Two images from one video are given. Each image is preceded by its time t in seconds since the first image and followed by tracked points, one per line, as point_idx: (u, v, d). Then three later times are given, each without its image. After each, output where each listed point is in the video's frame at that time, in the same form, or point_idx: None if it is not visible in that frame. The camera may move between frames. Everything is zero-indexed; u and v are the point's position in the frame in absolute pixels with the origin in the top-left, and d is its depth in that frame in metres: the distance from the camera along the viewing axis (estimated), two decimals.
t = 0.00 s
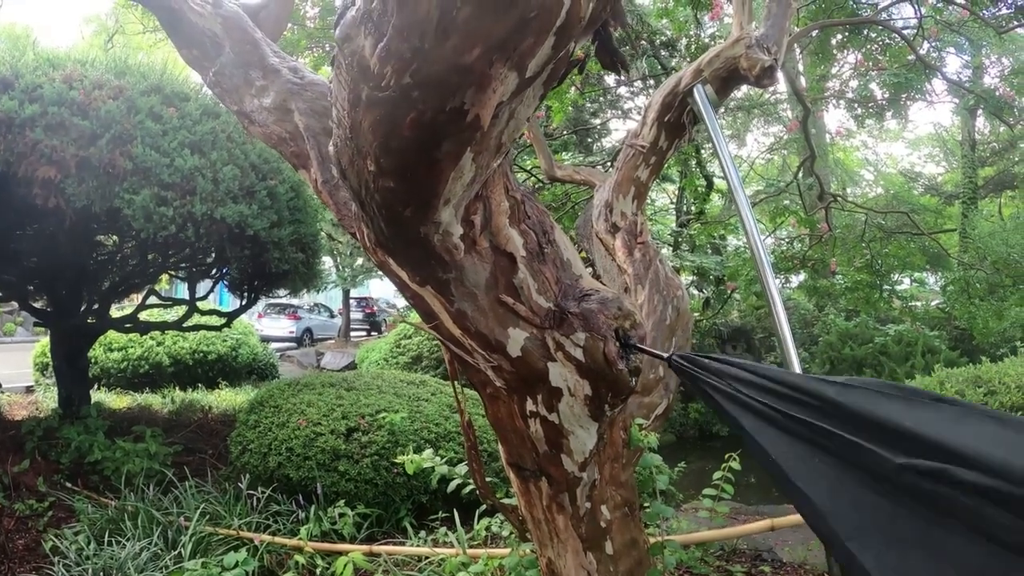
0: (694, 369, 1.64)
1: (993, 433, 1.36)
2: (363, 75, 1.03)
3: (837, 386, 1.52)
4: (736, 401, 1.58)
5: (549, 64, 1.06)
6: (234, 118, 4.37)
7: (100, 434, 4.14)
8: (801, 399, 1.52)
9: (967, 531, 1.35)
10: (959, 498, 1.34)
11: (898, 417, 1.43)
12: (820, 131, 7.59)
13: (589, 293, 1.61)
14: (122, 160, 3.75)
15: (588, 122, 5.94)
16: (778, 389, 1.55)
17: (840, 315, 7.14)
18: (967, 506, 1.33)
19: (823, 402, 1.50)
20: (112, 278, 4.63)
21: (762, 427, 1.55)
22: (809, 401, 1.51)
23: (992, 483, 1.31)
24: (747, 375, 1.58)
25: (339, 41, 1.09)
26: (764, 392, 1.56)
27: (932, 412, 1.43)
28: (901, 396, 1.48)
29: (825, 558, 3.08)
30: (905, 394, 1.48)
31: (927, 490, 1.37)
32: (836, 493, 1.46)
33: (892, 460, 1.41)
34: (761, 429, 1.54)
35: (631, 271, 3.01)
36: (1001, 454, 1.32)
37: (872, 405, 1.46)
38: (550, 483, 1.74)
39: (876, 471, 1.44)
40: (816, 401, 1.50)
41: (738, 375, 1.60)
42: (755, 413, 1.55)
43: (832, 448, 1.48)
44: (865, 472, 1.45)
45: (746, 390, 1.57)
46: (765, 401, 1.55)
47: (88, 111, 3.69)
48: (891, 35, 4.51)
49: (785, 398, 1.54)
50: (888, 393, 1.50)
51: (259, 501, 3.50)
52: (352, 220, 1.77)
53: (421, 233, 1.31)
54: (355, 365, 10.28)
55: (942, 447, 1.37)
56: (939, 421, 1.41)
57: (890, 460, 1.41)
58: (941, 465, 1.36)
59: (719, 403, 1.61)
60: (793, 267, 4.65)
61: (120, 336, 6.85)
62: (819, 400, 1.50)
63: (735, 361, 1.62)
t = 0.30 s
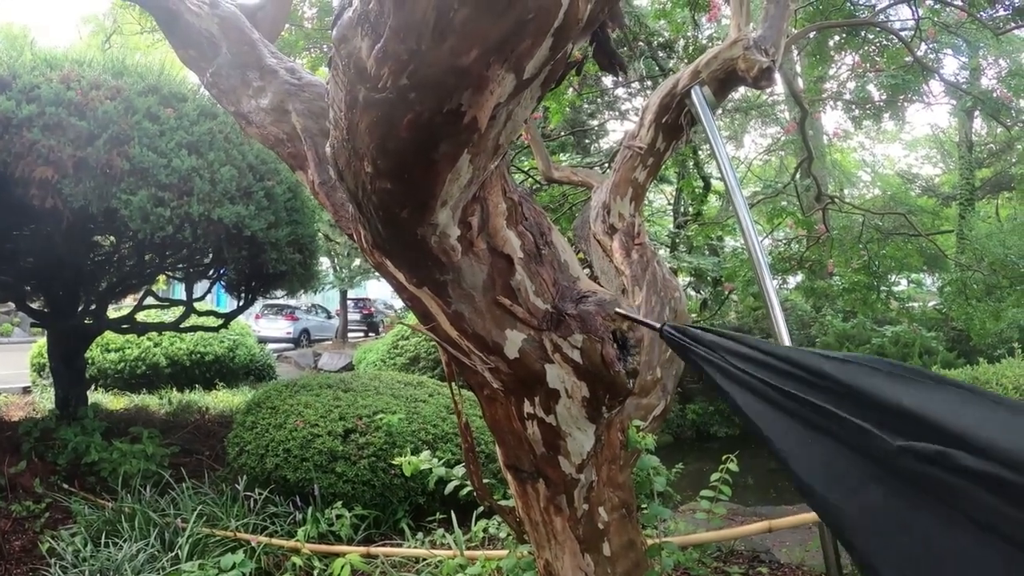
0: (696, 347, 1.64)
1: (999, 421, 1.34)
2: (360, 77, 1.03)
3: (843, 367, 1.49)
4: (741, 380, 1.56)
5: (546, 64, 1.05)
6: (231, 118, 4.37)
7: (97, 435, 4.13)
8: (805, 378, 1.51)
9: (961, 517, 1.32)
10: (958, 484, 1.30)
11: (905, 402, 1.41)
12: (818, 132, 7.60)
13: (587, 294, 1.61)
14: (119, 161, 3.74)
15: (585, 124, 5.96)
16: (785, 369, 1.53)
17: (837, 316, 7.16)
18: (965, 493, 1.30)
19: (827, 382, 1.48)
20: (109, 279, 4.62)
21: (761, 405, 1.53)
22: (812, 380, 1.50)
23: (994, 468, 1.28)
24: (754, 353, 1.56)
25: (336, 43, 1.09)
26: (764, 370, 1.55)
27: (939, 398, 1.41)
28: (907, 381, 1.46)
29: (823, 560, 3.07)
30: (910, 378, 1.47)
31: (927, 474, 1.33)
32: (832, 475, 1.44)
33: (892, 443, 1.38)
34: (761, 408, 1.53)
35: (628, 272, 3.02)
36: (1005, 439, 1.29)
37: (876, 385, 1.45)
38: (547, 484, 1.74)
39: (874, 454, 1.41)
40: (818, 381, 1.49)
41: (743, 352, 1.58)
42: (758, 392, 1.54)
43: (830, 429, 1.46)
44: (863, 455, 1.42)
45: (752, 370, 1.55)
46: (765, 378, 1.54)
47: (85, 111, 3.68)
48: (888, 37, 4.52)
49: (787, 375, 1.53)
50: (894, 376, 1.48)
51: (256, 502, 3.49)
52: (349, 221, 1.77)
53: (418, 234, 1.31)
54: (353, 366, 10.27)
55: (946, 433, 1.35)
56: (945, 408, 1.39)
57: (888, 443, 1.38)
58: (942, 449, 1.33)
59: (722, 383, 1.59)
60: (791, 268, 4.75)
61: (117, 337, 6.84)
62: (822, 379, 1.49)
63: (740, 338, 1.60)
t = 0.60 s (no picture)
0: (688, 368, 1.65)
1: (988, 451, 1.30)
2: (360, 76, 1.03)
3: (832, 392, 1.47)
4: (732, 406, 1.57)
5: (545, 65, 1.05)
6: (229, 118, 4.37)
7: (95, 436, 4.12)
8: (794, 401, 1.50)
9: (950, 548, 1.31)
10: (946, 514, 1.31)
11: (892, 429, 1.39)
12: (815, 133, 7.61)
13: (586, 295, 1.61)
14: (117, 161, 3.73)
15: (584, 124, 5.99)
16: (775, 393, 1.53)
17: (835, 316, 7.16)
18: (952, 523, 1.30)
19: (817, 407, 1.47)
20: (107, 279, 4.60)
21: (752, 428, 1.54)
22: (801, 403, 1.50)
23: (980, 501, 1.27)
24: (744, 378, 1.57)
25: (335, 44, 1.09)
26: (754, 392, 1.55)
27: (930, 423, 1.38)
28: (898, 405, 1.43)
29: (821, 561, 3.08)
30: (900, 401, 1.44)
31: (914, 504, 1.35)
32: (821, 496, 1.47)
33: (879, 471, 1.39)
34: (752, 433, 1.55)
35: (626, 272, 3.03)
36: (993, 471, 1.27)
37: (862, 411, 1.43)
38: (546, 484, 1.74)
39: (862, 481, 1.41)
40: (807, 404, 1.49)
41: (736, 377, 1.58)
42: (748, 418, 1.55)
43: (818, 455, 1.47)
44: (850, 480, 1.43)
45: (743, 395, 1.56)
46: (755, 402, 1.54)
47: (83, 111, 3.67)
48: (886, 38, 4.53)
49: (776, 398, 1.52)
50: (884, 398, 1.45)
51: (255, 502, 3.49)
52: (348, 220, 1.76)
53: (417, 235, 1.31)
54: (350, 367, 10.26)
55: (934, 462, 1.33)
56: (935, 433, 1.36)
57: (875, 471, 1.40)
58: (928, 479, 1.33)
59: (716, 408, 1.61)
60: (789, 268, 4.67)
61: (115, 337, 6.83)
62: (810, 403, 1.48)
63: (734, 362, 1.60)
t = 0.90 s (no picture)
0: (686, 365, 1.65)
1: (986, 443, 1.32)
2: (361, 74, 1.03)
3: (832, 388, 1.49)
4: (729, 401, 1.57)
5: (547, 64, 1.05)
6: (229, 118, 4.37)
7: (94, 436, 4.12)
8: (795, 397, 1.51)
9: (947, 542, 1.33)
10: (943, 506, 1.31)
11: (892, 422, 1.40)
12: (814, 133, 7.62)
13: (586, 294, 1.61)
14: (116, 160, 3.73)
15: (583, 125, 6.01)
16: (774, 389, 1.53)
17: (834, 316, 7.17)
18: (953, 517, 1.31)
19: (816, 402, 1.48)
20: (105, 279, 4.60)
21: (750, 426, 1.54)
22: (802, 399, 1.50)
23: (981, 489, 1.27)
24: (743, 374, 1.57)
25: (336, 42, 1.09)
26: (754, 390, 1.55)
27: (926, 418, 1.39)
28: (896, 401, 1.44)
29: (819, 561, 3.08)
30: (899, 397, 1.45)
31: (913, 496, 1.35)
32: (815, 492, 1.45)
33: (880, 462, 1.39)
34: (747, 429, 1.53)
35: (626, 272, 3.03)
36: (991, 461, 1.28)
37: (861, 404, 1.44)
38: (546, 484, 1.74)
39: (860, 476, 1.42)
40: (808, 400, 1.49)
41: (734, 373, 1.59)
42: (745, 414, 1.54)
43: (815, 450, 1.47)
44: (849, 474, 1.43)
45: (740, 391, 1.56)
46: (755, 399, 1.54)
47: (83, 111, 3.67)
48: (885, 38, 4.53)
49: (776, 396, 1.53)
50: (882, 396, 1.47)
51: (254, 502, 3.48)
52: (348, 219, 1.76)
53: (418, 234, 1.31)
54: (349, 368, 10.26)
55: (933, 453, 1.34)
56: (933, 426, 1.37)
57: (874, 464, 1.39)
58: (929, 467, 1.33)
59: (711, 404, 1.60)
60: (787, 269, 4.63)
61: (113, 337, 6.82)
62: (812, 398, 1.49)
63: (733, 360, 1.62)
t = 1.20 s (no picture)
0: (697, 332, 1.66)
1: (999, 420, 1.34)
2: (360, 74, 1.03)
3: (844, 359, 1.50)
4: (738, 368, 1.57)
5: (547, 63, 1.05)
6: (228, 118, 4.36)
7: (93, 435, 4.11)
8: (804, 366, 1.52)
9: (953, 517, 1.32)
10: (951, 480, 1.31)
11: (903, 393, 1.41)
12: (813, 134, 7.63)
13: (585, 294, 1.61)
14: (115, 160, 3.72)
15: (583, 125, 6.01)
16: (786, 357, 1.54)
17: (833, 316, 7.17)
18: (959, 491, 1.31)
19: (828, 370, 1.49)
20: (104, 279, 4.59)
21: (756, 391, 1.54)
22: (811, 367, 1.51)
23: (987, 463, 1.28)
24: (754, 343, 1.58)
25: (336, 38, 1.09)
26: (763, 359, 1.56)
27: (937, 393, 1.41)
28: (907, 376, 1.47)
29: (818, 560, 3.09)
30: (908, 374, 1.47)
31: (921, 466, 1.35)
32: (820, 462, 1.44)
33: (889, 432, 1.39)
34: (755, 395, 1.53)
35: (625, 272, 3.03)
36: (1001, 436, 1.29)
37: (875, 376, 1.45)
38: (545, 484, 1.74)
39: (867, 446, 1.42)
40: (817, 368, 1.50)
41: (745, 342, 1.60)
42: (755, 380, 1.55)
43: (823, 419, 1.47)
44: (855, 444, 1.43)
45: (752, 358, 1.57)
46: (764, 366, 1.55)
47: (82, 110, 3.66)
48: (884, 39, 4.53)
49: (784, 363, 1.54)
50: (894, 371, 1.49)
51: (252, 502, 3.48)
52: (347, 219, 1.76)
53: (417, 233, 1.31)
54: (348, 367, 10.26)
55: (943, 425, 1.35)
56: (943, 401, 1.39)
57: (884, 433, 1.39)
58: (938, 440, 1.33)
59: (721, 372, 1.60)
60: (786, 269, 4.62)
61: (112, 337, 6.81)
62: (821, 367, 1.50)
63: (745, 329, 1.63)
